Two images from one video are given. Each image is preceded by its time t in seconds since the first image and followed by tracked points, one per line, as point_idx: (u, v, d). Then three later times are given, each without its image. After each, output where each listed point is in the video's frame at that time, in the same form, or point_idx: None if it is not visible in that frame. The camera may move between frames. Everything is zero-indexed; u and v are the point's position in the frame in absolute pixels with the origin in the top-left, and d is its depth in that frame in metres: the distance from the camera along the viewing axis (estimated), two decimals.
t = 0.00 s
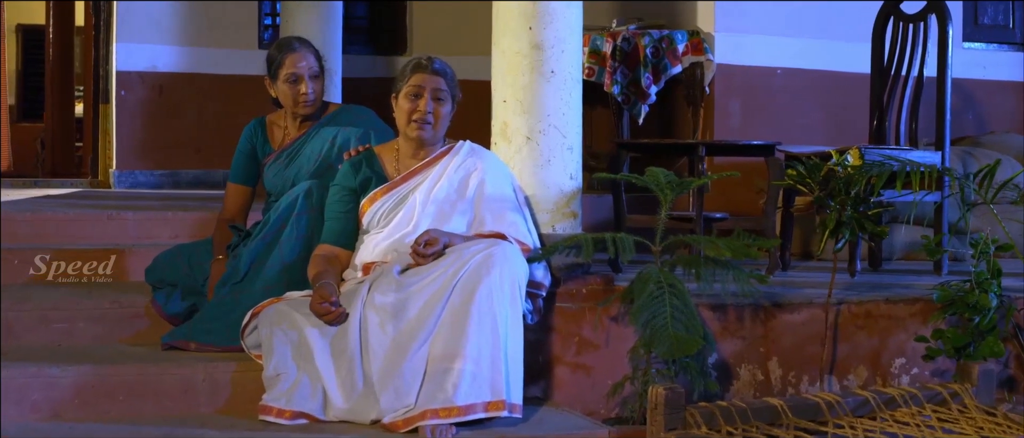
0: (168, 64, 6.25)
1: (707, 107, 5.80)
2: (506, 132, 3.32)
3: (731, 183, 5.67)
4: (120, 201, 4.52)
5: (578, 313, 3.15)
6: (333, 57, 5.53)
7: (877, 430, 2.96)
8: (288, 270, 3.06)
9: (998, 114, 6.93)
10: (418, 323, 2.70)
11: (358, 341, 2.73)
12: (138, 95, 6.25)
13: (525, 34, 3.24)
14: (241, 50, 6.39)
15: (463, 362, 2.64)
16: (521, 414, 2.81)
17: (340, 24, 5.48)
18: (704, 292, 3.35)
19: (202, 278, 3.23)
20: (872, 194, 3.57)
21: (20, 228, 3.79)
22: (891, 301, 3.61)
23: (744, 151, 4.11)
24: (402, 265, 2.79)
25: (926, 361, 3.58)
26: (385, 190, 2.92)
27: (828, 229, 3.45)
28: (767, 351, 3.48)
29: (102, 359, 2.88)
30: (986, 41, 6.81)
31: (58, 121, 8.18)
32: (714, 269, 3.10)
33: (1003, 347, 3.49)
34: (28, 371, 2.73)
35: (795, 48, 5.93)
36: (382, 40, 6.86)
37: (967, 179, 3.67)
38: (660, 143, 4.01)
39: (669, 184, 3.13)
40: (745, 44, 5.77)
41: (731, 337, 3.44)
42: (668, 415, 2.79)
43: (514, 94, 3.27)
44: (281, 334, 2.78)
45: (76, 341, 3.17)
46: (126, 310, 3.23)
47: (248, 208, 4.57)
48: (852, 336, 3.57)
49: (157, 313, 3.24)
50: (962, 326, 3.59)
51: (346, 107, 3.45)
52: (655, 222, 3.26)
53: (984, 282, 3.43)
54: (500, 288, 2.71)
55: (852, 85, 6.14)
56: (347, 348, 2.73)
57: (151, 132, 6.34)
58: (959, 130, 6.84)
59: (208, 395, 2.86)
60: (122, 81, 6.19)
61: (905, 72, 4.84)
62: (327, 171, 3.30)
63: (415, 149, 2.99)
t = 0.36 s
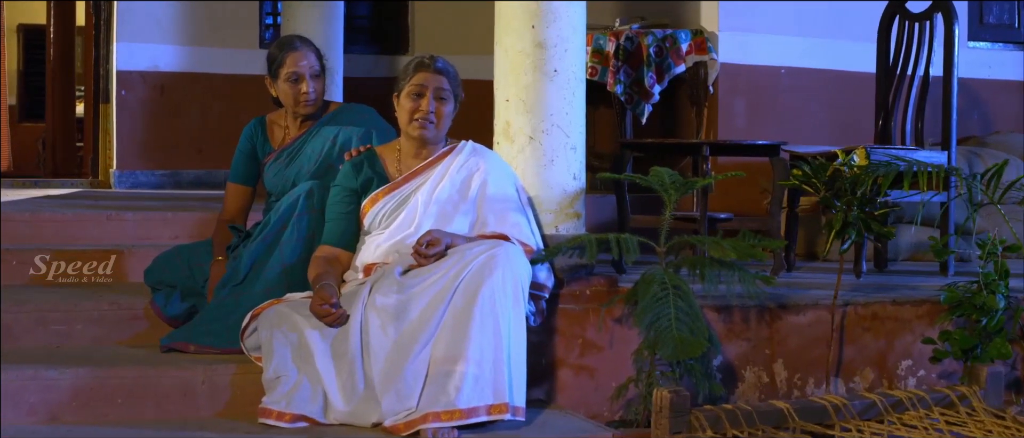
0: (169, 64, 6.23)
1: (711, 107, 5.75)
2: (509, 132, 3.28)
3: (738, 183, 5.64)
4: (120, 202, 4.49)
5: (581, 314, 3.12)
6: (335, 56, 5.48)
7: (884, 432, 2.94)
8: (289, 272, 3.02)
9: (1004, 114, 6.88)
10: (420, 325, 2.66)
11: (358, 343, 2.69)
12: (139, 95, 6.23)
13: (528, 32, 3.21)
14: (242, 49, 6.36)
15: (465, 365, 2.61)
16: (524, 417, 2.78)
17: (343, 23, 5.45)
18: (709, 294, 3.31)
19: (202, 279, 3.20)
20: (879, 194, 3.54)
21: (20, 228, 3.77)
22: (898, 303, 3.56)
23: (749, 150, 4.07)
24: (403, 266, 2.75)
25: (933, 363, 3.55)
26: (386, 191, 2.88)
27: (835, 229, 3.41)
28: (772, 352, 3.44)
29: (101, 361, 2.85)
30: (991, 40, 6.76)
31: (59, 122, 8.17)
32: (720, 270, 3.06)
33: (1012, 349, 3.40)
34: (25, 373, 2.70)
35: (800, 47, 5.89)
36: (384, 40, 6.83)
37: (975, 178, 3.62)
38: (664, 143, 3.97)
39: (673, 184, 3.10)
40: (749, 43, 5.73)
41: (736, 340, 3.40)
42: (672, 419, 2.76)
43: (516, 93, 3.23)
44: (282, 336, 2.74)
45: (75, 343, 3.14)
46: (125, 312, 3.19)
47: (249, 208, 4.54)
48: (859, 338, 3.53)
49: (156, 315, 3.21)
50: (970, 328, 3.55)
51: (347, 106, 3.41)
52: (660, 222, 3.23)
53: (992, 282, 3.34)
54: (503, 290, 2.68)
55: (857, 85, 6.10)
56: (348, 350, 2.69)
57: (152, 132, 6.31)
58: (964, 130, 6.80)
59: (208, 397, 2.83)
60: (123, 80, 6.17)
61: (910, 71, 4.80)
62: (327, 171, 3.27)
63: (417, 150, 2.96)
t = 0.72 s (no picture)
0: (171, 64, 6.20)
1: (716, 107, 5.71)
2: (512, 132, 3.24)
3: (744, 183, 5.59)
4: (120, 203, 4.46)
5: (585, 316, 3.08)
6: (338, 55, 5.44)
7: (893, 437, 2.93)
8: (290, 274, 2.99)
9: (1011, 114, 6.84)
10: (423, 327, 2.63)
11: (361, 346, 2.66)
12: (140, 95, 6.20)
13: (532, 31, 3.17)
14: (244, 49, 6.33)
15: (469, 367, 2.58)
16: (528, 420, 2.74)
17: (344, 22, 5.41)
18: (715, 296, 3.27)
19: (202, 281, 3.17)
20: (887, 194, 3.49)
21: (19, 229, 3.74)
22: (906, 304, 3.52)
23: (754, 150, 4.03)
24: (406, 268, 2.72)
25: (941, 366, 3.50)
26: (389, 193, 2.85)
27: (843, 230, 3.37)
28: (779, 355, 3.40)
29: (100, 364, 2.82)
30: (998, 40, 6.71)
31: (62, 122, 8.17)
32: (726, 271, 3.02)
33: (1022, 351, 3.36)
34: (24, 376, 2.68)
35: (805, 47, 5.85)
36: (387, 39, 6.80)
37: (984, 178, 3.56)
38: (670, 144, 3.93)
39: (679, 184, 3.06)
40: (755, 43, 5.69)
41: (742, 342, 3.37)
42: (679, 422, 2.75)
43: (521, 93, 3.20)
44: (283, 338, 2.71)
45: (74, 345, 3.11)
46: (124, 314, 3.16)
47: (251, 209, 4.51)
48: (866, 340, 3.49)
49: (156, 317, 3.18)
50: (978, 330, 3.50)
51: (348, 106, 3.38)
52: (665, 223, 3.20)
53: (1001, 284, 3.29)
54: (507, 292, 2.64)
55: (862, 84, 6.06)
56: (350, 352, 2.66)
57: (154, 132, 6.29)
58: (971, 130, 6.75)
59: (208, 400, 2.79)
60: (124, 81, 6.15)
61: (917, 71, 4.76)
62: (329, 171, 3.24)
63: (421, 150, 2.93)
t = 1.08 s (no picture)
0: (173, 64, 6.18)
1: (721, 107, 5.67)
2: (517, 133, 3.21)
3: (749, 184, 5.56)
4: (120, 204, 4.44)
5: (590, 319, 3.05)
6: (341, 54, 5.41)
7: None
8: (291, 276, 2.95)
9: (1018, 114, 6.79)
10: (426, 331, 2.59)
11: (363, 349, 2.63)
12: (142, 96, 6.18)
13: (537, 31, 3.14)
14: (247, 49, 6.31)
15: (472, 371, 2.54)
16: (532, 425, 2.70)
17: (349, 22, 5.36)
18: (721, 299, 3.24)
19: (203, 283, 3.14)
20: (896, 196, 3.45)
21: (19, 231, 3.72)
22: (914, 307, 3.47)
23: (761, 151, 3.99)
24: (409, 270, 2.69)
25: (950, 369, 3.46)
26: (393, 194, 2.82)
27: (851, 233, 3.33)
28: (786, 358, 3.36)
29: (99, 367, 2.80)
30: (1005, 40, 6.66)
31: (64, 123, 8.16)
32: (733, 274, 2.97)
33: None
34: (22, 380, 2.65)
35: (810, 47, 5.81)
36: (389, 39, 6.77)
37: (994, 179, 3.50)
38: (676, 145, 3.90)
39: (685, 186, 3.02)
40: (760, 43, 5.65)
41: (749, 345, 3.33)
42: (686, 427, 2.72)
43: (525, 93, 3.16)
44: (284, 342, 2.67)
45: (73, 348, 3.09)
46: (124, 317, 3.14)
47: (253, 211, 4.48)
48: (874, 343, 3.44)
49: (156, 320, 3.15)
50: (988, 333, 3.45)
51: (351, 106, 3.34)
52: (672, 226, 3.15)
53: (1011, 287, 3.23)
54: (511, 295, 2.60)
55: (868, 85, 6.02)
56: (353, 356, 2.63)
57: (155, 133, 6.26)
58: (977, 131, 6.71)
59: (208, 404, 2.77)
60: (126, 81, 6.12)
61: (925, 71, 4.71)
62: (331, 172, 3.21)
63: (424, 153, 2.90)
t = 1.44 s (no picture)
0: (175, 65, 6.16)
1: (726, 108, 5.64)
2: (520, 134, 3.18)
3: (754, 186, 5.53)
4: (121, 206, 4.42)
5: (595, 323, 3.01)
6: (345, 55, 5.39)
7: None
8: (292, 279, 2.92)
9: None
10: (428, 334, 2.56)
11: (365, 353, 2.60)
12: (143, 98, 6.17)
13: (541, 31, 3.11)
14: (249, 51, 6.24)
15: (475, 375, 2.51)
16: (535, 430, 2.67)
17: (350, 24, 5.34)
18: (728, 302, 3.20)
19: (203, 287, 3.12)
20: (904, 198, 3.41)
21: (19, 233, 3.71)
22: (922, 310, 3.43)
23: (766, 153, 3.95)
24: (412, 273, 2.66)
25: (958, 373, 3.42)
26: (395, 197, 2.79)
27: (859, 235, 3.29)
28: (792, 362, 3.33)
29: (98, 371, 2.77)
30: (1012, 41, 6.61)
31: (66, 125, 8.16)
32: (739, 276, 2.94)
33: None
34: (20, 384, 2.63)
35: (815, 48, 5.77)
36: (392, 40, 6.74)
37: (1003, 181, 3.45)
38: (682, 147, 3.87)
39: (691, 188, 2.99)
40: (766, 44, 5.61)
41: (755, 349, 3.29)
42: (692, 433, 2.69)
43: (528, 94, 3.13)
44: (285, 346, 2.63)
45: (73, 351, 3.06)
46: (124, 320, 3.11)
47: (254, 213, 4.45)
48: (881, 347, 3.40)
49: (156, 323, 3.12)
50: (997, 336, 3.40)
51: (353, 107, 3.32)
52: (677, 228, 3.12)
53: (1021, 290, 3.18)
54: (515, 298, 2.57)
55: (873, 86, 5.98)
56: (354, 360, 2.59)
57: (157, 135, 6.24)
58: (984, 133, 6.66)
59: (209, 408, 2.74)
60: (128, 83, 6.12)
61: (932, 72, 4.67)
62: (333, 174, 3.18)
63: (426, 155, 2.87)
